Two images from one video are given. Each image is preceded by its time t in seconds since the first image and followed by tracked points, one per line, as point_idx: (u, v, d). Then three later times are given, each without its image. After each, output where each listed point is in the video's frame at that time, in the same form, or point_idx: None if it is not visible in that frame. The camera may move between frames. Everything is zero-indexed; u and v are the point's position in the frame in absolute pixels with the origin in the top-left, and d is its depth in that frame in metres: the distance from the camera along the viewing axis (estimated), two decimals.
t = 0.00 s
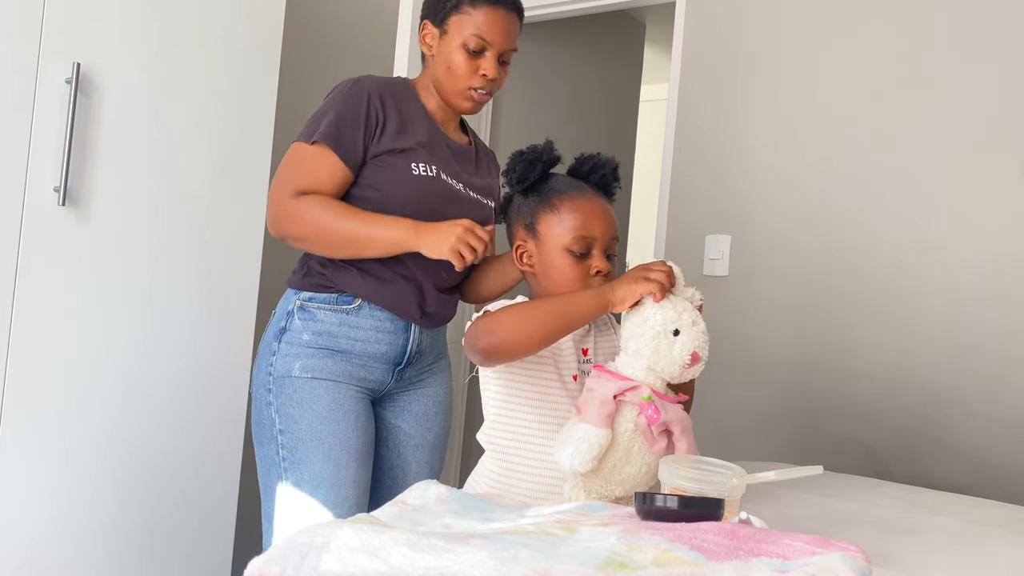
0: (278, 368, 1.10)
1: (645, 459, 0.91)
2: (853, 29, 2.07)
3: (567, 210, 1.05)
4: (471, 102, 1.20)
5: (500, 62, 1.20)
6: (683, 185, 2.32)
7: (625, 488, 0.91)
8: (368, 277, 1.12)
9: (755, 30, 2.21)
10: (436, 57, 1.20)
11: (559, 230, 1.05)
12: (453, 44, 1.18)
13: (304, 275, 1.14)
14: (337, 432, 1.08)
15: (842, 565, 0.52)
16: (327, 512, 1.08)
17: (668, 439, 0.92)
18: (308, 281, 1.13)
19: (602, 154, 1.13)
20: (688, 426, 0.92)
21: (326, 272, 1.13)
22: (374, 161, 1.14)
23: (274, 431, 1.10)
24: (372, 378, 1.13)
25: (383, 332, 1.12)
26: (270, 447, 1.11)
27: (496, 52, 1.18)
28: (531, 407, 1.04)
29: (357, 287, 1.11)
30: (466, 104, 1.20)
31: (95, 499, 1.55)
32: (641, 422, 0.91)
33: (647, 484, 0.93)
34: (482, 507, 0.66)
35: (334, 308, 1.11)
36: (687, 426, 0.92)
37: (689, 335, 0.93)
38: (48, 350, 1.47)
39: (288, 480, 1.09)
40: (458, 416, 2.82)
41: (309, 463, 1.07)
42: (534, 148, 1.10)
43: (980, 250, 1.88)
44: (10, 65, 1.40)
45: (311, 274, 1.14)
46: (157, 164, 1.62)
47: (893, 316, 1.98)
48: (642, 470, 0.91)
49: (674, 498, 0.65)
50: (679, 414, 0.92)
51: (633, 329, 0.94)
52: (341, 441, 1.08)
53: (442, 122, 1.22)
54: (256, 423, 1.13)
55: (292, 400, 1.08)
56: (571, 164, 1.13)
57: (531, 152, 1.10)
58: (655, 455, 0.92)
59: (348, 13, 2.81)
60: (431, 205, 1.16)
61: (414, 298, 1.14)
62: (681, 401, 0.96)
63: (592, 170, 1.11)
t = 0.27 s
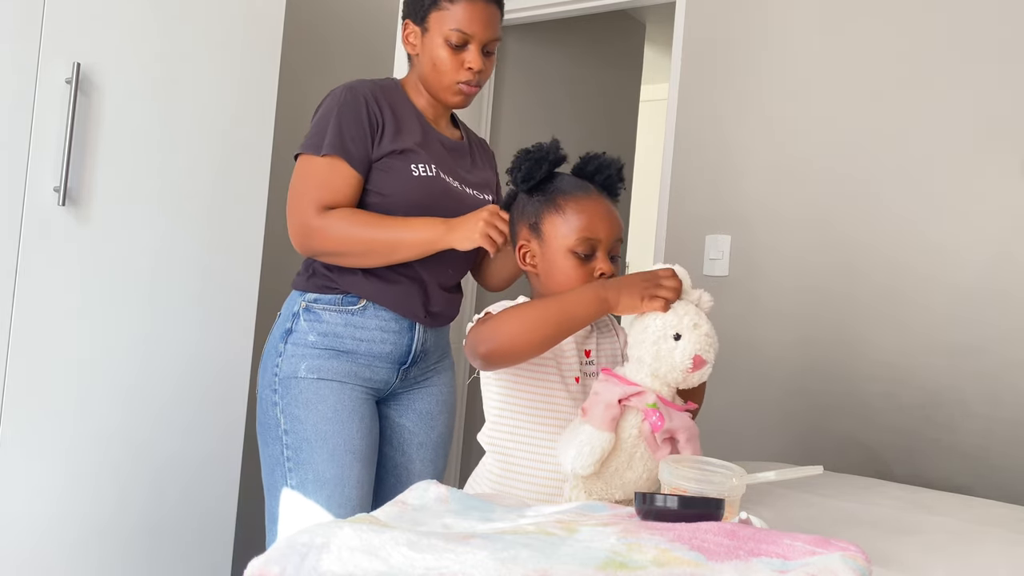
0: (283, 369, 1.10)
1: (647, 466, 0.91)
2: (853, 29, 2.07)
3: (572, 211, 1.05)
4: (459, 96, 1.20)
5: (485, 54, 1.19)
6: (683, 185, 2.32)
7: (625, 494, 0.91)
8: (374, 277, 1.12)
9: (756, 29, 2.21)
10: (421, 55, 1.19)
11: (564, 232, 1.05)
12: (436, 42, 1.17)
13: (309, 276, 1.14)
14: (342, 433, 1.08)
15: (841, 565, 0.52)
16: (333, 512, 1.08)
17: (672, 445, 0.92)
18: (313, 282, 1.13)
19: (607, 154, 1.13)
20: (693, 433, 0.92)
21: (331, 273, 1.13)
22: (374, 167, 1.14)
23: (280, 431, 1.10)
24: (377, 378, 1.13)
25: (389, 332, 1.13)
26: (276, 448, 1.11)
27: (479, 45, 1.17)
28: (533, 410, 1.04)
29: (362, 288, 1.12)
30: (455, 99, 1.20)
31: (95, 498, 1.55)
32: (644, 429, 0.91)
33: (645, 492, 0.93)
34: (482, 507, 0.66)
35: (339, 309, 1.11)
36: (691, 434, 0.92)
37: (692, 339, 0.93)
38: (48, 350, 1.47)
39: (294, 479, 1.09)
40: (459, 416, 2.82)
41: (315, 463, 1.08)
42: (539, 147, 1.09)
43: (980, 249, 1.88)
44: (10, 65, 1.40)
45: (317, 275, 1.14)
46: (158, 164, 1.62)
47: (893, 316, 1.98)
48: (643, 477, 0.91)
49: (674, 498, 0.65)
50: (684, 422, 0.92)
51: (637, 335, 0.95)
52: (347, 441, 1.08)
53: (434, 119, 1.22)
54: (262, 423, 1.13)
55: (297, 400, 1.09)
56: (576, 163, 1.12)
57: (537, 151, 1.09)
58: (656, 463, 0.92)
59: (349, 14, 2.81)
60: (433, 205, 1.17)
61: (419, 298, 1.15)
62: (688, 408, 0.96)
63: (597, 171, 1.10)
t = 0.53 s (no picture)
0: (289, 370, 1.10)
1: (649, 467, 0.92)
2: (853, 29, 2.07)
3: (569, 209, 1.05)
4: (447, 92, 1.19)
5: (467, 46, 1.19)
6: (684, 185, 2.33)
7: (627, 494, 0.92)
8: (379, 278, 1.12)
9: (756, 29, 2.21)
10: (404, 55, 1.20)
11: (562, 230, 1.05)
12: (418, 38, 1.18)
13: (314, 277, 1.14)
14: (348, 433, 1.08)
15: (841, 565, 0.52)
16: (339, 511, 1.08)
17: (675, 445, 0.92)
18: (318, 283, 1.13)
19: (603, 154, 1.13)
20: (697, 432, 0.93)
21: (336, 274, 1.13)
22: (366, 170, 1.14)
23: (286, 431, 1.10)
24: (383, 379, 1.13)
25: (394, 332, 1.13)
26: (282, 448, 1.11)
27: (460, 37, 1.17)
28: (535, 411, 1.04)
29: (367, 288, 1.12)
30: (443, 95, 1.20)
31: (95, 498, 1.55)
32: (648, 428, 0.91)
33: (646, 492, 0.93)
34: (482, 507, 0.66)
35: (344, 310, 1.11)
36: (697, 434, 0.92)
37: (694, 338, 0.93)
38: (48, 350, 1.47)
39: (299, 479, 1.09)
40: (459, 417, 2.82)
41: (321, 464, 1.08)
42: (535, 148, 1.10)
43: (980, 249, 1.88)
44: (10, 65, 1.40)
45: (322, 276, 1.14)
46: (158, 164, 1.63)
47: (893, 317, 1.98)
48: (646, 477, 0.92)
49: (674, 498, 0.65)
50: (689, 422, 0.92)
51: (642, 338, 0.95)
52: (353, 441, 1.08)
53: (425, 117, 1.22)
54: (267, 423, 1.13)
55: (303, 400, 1.09)
56: (572, 164, 1.13)
57: (533, 152, 1.10)
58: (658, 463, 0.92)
59: (349, 14, 2.82)
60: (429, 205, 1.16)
61: (424, 298, 1.15)
62: (691, 407, 0.96)
63: (593, 170, 1.11)
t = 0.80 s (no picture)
0: (289, 370, 1.10)
1: (652, 463, 0.92)
2: (853, 29, 2.07)
3: (563, 207, 1.05)
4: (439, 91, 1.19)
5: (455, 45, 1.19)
6: (684, 185, 2.33)
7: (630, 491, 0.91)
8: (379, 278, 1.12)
9: (756, 29, 2.21)
10: (393, 57, 1.20)
11: (557, 227, 1.05)
12: (404, 40, 1.18)
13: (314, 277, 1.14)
14: (347, 433, 1.08)
15: (841, 565, 0.52)
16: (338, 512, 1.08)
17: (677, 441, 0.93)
18: (318, 283, 1.13)
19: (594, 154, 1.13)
20: (699, 428, 0.93)
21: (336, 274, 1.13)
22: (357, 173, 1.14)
23: (285, 431, 1.10)
24: (382, 379, 1.13)
25: (393, 333, 1.13)
26: (281, 448, 1.11)
27: (446, 36, 1.17)
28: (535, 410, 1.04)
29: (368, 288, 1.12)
30: (435, 94, 1.20)
31: (95, 498, 1.55)
32: (651, 423, 0.91)
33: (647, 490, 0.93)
34: (482, 507, 0.66)
35: (344, 310, 1.11)
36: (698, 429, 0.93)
37: (693, 334, 0.93)
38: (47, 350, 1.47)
39: (299, 479, 1.09)
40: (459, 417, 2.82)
41: (320, 464, 1.08)
42: (526, 150, 1.10)
43: (980, 249, 1.88)
44: (10, 65, 1.40)
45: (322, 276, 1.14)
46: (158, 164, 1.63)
47: (893, 317, 1.98)
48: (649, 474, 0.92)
49: (674, 498, 0.65)
50: (691, 417, 0.93)
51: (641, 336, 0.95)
52: (352, 441, 1.08)
53: (420, 117, 1.22)
54: (266, 424, 1.13)
55: (303, 400, 1.09)
56: (563, 165, 1.12)
57: (524, 154, 1.10)
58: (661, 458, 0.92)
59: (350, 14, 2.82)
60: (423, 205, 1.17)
61: (423, 298, 1.15)
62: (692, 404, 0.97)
63: (584, 170, 1.10)
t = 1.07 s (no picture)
0: (289, 370, 1.10)
1: (656, 456, 0.92)
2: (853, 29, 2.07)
3: (557, 206, 1.05)
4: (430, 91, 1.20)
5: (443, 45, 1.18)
6: (684, 185, 2.33)
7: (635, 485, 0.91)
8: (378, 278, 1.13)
9: (755, 29, 2.21)
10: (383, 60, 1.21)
11: (551, 227, 1.05)
12: (392, 44, 1.18)
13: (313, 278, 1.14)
14: (347, 433, 1.08)
15: (841, 565, 0.52)
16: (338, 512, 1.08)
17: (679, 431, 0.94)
18: (317, 284, 1.13)
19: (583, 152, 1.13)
20: (699, 416, 0.95)
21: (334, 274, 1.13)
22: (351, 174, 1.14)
23: (285, 431, 1.10)
24: (382, 379, 1.13)
25: (392, 332, 1.13)
26: (280, 449, 1.11)
27: (434, 37, 1.17)
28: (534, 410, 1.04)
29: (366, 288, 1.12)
30: (427, 95, 1.20)
31: (94, 498, 1.55)
32: (654, 414, 0.92)
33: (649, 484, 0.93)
34: (482, 507, 0.66)
35: (344, 310, 1.11)
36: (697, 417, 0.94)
37: (684, 321, 0.95)
38: (47, 350, 1.47)
39: (298, 479, 1.09)
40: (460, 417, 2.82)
41: (319, 464, 1.08)
42: (515, 153, 1.10)
43: (980, 249, 1.88)
44: (11, 65, 1.41)
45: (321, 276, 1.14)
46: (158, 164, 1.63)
47: (893, 317, 1.98)
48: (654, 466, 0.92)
49: (674, 498, 0.65)
50: (693, 406, 0.94)
51: (635, 331, 0.96)
52: (352, 441, 1.08)
53: (414, 117, 1.22)
54: (266, 424, 1.13)
55: (303, 400, 1.09)
56: (553, 166, 1.13)
57: (514, 157, 1.10)
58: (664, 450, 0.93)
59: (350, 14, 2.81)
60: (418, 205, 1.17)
61: (422, 297, 1.16)
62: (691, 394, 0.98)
63: (574, 169, 1.11)
